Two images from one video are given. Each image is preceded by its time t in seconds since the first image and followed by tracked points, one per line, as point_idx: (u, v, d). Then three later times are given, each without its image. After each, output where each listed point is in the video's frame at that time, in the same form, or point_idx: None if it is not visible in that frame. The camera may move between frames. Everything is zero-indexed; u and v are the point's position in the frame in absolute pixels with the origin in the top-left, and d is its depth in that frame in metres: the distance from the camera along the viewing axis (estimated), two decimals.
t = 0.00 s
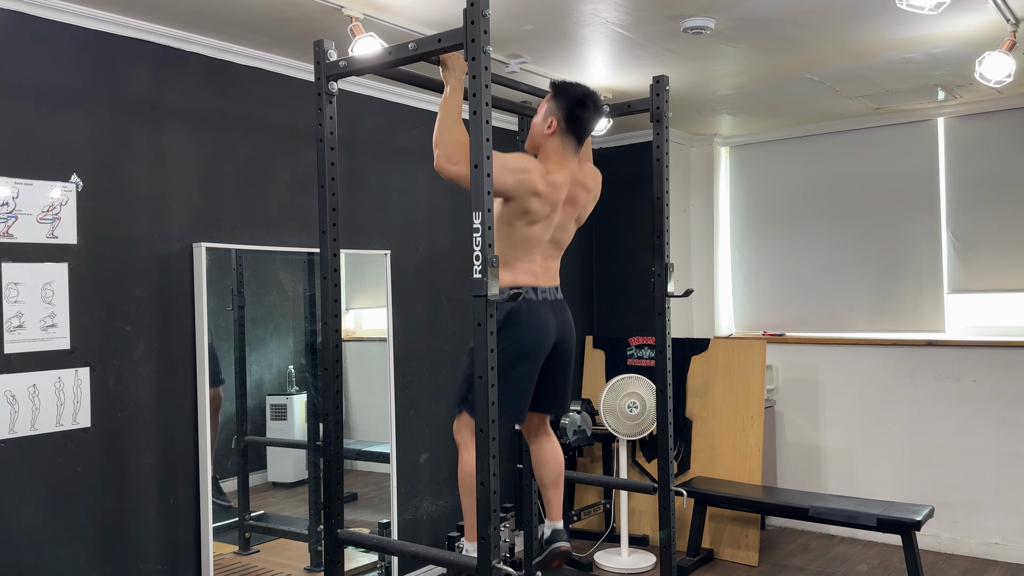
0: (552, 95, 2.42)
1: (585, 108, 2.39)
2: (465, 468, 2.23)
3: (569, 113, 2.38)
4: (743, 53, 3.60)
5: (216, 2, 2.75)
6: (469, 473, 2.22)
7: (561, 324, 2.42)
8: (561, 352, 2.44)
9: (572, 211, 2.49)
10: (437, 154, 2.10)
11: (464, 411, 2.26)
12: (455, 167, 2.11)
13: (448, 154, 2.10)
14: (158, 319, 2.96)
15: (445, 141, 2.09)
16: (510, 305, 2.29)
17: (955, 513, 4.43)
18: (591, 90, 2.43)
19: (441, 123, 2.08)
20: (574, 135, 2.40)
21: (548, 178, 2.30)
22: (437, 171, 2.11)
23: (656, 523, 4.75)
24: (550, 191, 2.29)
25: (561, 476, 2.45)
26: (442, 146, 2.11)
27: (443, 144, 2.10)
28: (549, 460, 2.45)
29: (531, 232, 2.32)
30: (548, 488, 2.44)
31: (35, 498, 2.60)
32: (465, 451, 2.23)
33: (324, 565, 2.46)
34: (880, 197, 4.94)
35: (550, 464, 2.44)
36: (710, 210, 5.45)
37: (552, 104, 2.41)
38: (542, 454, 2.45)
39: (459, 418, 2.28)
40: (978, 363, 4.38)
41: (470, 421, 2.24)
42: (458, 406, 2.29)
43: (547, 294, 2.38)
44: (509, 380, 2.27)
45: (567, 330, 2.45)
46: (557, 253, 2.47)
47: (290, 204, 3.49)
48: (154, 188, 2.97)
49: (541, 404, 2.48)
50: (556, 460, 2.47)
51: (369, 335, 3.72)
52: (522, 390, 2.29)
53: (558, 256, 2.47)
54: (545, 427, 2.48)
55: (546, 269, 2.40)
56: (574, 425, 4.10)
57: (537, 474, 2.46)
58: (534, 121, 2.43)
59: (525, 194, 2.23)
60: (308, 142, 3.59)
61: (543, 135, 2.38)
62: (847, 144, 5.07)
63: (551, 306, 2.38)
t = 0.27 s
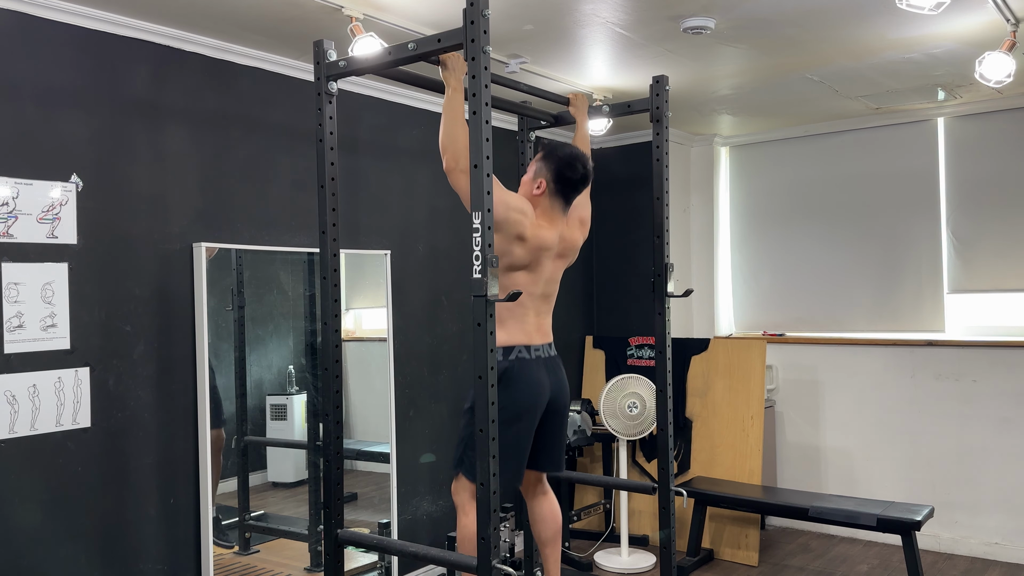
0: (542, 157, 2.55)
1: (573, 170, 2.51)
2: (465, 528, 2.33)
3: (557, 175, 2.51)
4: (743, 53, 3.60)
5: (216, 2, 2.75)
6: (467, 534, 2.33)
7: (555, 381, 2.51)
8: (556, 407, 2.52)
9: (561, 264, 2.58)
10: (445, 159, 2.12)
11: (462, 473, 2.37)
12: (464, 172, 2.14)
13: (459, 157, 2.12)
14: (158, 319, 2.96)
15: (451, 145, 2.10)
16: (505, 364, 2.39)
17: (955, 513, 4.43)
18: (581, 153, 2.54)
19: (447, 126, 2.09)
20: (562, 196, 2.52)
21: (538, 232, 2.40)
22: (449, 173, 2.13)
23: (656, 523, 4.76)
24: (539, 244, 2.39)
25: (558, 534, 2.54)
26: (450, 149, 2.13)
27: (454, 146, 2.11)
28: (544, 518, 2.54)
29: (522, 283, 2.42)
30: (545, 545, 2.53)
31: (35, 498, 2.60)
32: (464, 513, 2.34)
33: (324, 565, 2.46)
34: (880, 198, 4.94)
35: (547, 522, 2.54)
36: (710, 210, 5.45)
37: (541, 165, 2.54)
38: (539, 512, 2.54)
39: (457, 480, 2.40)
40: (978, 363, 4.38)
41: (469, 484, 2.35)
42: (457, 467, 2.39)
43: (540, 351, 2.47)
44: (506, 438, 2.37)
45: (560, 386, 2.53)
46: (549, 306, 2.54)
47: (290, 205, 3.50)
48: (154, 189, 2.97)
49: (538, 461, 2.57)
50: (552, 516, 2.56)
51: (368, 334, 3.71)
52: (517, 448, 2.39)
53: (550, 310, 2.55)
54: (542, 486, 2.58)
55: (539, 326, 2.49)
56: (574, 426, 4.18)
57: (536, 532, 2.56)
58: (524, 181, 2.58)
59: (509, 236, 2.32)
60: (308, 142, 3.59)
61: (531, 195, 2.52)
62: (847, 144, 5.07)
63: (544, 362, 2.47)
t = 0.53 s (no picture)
0: (541, 177, 2.51)
1: (572, 196, 2.47)
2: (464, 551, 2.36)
3: (556, 198, 2.48)
4: (743, 53, 3.60)
5: (215, 2, 2.75)
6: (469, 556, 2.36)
7: (551, 402, 2.50)
8: (552, 428, 2.52)
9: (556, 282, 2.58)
10: (449, 161, 2.14)
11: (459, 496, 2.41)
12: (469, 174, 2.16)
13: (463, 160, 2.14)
14: (158, 319, 2.96)
15: (455, 148, 2.11)
16: (501, 384, 2.40)
17: (955, 513, 4.43)
18: (582, 177, 2.51)
19: (449, 128, 2.09)
20: (558, 219, 2.51)
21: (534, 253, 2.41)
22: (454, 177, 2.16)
23: (656, 523, 4.76)
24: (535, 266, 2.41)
25: (553, 554, 2.63)
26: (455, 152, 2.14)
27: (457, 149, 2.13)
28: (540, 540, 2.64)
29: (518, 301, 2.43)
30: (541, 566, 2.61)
31: (35, 498, 2.60)
32: (463, 535, 2.36)
33: (324, 565, 2.46)
34: (880, 198, 4.94)
35: (542, 543, 2.64)
36: (710, 210, 5.45)
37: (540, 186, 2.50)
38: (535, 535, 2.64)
39: (455, 502, 2.41)
40: (978, 363, 4.38)
41: (469, 507, 2.37)
42: (454, 490, 2.41)
43: (535, 371, 2.48)
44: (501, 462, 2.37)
45: (556, 407, 2.52)
46: (543, 326, 2.56)
47: (290, 205, 3.50)
48: (154, 189, 2.97)
49: (533, 483, 2.55)
50: (547, 538, 2.66)
51: (368, 335, 3.72)
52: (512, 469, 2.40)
53: (544, 329, 2.56)
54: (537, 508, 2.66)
55: (534, 346, 2.51)
56: (574, 425, 4.14)
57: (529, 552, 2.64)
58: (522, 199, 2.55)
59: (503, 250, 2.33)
60: (308, 142, 3.59)
61: (529, 216, 2.49)
62: (847, 144, 5.07)
63: (539, 382, 2.47)
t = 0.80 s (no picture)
0: (542, 148, 2.53)
1: (574, 164, 2.49)
2: (462, 522, 2.34)
3: (558, 168, 2.49)
4: (743, 53, 3.60)
5: (215, 2, 2.75)
6: (467, 528, 2.33)
7: (551, 375, 2.50)
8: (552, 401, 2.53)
9: (559, 258, 2.59)
10: (439, 158, 2.14)
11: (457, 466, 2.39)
12: (457, 173, 2.15)
13: (452, 159, 2.14)
14: (158, 319, 2.96)
15: (446, 145, 2.11)
16: (502, 356, 2.40)
17: (955, 513, 4.43)
18: (582, 146, 2.52)
19: (443, 126, 2.09)
20: (561, 189, 2.52)
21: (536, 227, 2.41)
22: (441, 175, 2.14)
23: (656, 523, 4.76)
24: (537, 239, 2.41)
25: (550, 528, 2.59)
26: (445, 150, 2.14)
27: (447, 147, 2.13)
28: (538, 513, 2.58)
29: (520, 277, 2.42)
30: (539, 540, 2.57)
31: (35, 498, 2.60)
32: (462, 507, 2.35)
33: (324, 565, 2.46)
34: (880, 198, 4.94)
35: (540, 518, 2.58)
36: (710, 210, 5.45)
37: (542, 157, 2.52)
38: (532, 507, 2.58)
39: (454, 472, 2.40)
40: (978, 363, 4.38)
41: (468, 478, 2.36)
42: (453, 460, 2.41)
43: (537, 344, 2.48)
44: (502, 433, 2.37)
45: (557, 380, 2.53)
46: (546, 301, 2.56)
47: (290, 204, 3.50)
48: (154, 189, 2.97)
49: (531, 455, 2.56)
50: (545, 512, 2.60)
51: (368, 335, 3.72)
52: (513, 439, 2.41)
53: (547, 304, 2.56)
54: (535, 481, 2.58)
55: (536, 319, 2.50)
56: (574, 425, 4.13)
57: (527, 526, 2.59)
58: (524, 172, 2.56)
59: (508, 232, 2.33)
60: (308, 142, 3.59)
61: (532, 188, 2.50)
62: (847, 144, 5.07)
63: (540, 356, 2.47)
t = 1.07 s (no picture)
0: (550, 89, 2.42)
1: (584, 101, 2.39)
2: (460, 460, 2.23)
3: (569, 106, 2.39)
4: (743, 53, 3.60)
5: (215, 2, 2.75)
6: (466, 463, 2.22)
7: (556, 321, 2.41)
8: (555, 347, 2.44)
9: (574, 207, 2.46)
10: (434, 154, 2.10)
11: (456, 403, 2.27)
12: (453, 167, 2.10)
13: (446, 154, 2.09)
14: (157, 319, 2.96)
15: (442, 141, 2.08)
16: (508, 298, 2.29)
17: (955, 513, 4.43)
18: (589, 83, 2.43)
19: (440, 124, 2.07)
20: (574, 129, 2.40)
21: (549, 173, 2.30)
22: (435, 171, 2.10)
23: (657, 523, 4.76)
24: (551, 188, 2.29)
25: (550, 472, 2.45)
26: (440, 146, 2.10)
27: (441, 144, 2.09)
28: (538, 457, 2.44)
29: (531, 228, 2.31)
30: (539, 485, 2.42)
31: (35, 498, 2.60)
32: (460, 444, 2.24)
33: (324, 565, 2.45)
34: (881, 197, 4.94)
35: (539, 462, 2.44)
36: (710, 210, 5.45)
37: (551, 98, 2.41)
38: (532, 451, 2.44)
39: (452, 411, 2.29)
40: (978, 363, 4.38)
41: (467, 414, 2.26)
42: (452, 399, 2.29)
43: (543, 290, 2.38)
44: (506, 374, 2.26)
45: (561, 327, 2.43)
46: (556, 249, 2.46)
47: (290, 204, 3.49)
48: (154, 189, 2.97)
49: (531, 401, 2.45)
50: (546, 457, 2.46)
51: (368, 334, 3.72)
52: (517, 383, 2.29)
53: (556, 253, 2.47)
54: (536, 424, 2.47)
55: (543, 265, 2.40)
56: (574, 425, 4.12)
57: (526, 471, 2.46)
58: (533, 116, 2.43)
59: (523, 190, 2.21)
60: (308, 142, 3.59)
61: (543, 129, 2.38)
62: (847, 143, 5.07)
63: (547, 301, 2.37)
